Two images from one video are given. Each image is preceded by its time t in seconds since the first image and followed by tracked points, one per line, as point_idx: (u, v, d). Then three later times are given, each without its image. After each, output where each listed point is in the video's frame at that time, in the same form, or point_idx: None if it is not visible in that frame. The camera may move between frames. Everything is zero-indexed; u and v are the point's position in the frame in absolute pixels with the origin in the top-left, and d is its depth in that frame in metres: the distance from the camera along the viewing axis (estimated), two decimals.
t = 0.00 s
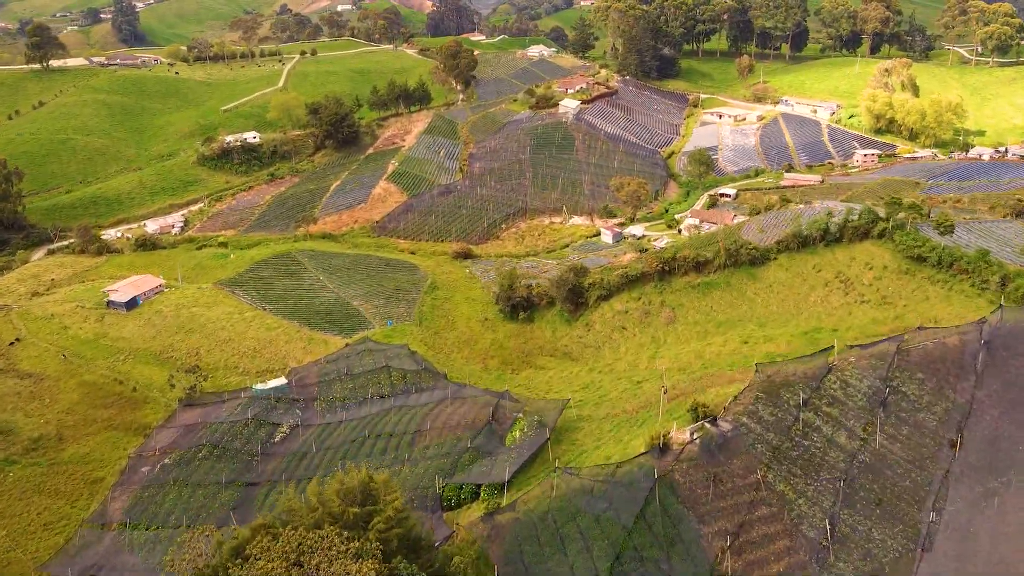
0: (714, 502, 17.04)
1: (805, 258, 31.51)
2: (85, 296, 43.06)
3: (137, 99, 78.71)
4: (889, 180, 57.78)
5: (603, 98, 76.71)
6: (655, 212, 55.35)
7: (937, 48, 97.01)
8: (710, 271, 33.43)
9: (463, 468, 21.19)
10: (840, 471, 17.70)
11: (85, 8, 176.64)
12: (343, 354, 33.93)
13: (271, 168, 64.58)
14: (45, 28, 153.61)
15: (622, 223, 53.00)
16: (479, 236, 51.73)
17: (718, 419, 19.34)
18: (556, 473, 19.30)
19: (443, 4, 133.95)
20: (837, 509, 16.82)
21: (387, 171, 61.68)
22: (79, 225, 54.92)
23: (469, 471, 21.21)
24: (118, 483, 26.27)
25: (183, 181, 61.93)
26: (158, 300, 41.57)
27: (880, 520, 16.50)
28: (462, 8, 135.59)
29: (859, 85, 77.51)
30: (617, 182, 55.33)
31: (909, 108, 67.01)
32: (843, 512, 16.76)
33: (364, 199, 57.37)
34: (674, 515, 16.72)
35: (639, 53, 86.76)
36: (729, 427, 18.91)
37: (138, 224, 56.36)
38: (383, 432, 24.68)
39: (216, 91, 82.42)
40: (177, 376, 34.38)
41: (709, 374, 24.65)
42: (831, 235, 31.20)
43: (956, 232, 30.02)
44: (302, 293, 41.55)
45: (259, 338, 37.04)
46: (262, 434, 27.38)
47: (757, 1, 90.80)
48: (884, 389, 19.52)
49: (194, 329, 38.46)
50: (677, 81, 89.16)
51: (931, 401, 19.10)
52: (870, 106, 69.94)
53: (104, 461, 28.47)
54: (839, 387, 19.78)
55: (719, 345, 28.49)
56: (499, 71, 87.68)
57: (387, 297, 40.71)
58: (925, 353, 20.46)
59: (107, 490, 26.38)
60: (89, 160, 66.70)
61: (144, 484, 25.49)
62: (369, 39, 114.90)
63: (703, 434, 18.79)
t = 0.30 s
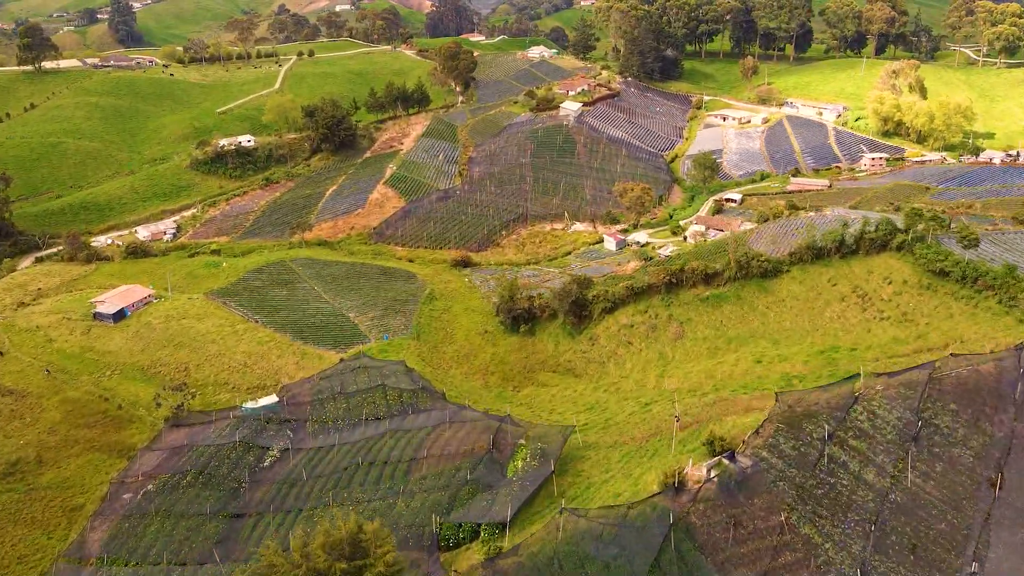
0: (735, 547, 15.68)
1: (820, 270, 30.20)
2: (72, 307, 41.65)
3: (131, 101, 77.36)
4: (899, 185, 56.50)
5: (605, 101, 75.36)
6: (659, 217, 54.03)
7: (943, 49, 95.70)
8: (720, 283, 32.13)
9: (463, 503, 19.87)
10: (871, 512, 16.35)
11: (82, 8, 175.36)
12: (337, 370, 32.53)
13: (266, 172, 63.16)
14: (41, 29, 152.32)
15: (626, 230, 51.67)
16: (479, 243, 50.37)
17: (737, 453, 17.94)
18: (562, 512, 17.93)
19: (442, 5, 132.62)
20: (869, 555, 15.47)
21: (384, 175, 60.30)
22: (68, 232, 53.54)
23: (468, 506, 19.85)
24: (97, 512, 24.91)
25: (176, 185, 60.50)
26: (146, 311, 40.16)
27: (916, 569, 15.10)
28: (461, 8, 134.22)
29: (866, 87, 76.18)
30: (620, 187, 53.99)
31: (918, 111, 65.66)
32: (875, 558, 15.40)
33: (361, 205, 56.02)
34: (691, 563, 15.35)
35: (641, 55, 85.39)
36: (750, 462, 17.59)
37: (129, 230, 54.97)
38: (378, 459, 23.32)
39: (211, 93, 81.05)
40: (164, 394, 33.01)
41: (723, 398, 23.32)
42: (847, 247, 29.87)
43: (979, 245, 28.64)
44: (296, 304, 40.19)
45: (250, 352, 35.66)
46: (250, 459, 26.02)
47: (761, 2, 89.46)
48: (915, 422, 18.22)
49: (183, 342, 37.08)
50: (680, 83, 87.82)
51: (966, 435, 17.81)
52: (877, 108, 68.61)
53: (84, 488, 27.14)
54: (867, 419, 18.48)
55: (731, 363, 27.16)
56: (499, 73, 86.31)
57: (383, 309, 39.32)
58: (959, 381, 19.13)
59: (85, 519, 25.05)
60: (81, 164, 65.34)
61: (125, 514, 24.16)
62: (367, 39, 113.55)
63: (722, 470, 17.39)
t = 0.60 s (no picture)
0: None
1: (836, 282, 28.97)
2: (57, 318, 40.24)
3: (124, 103, 75.96)
4: (909, 190, 55.15)
5: (607, 102, 74.01)
6: (664, 222, 52.70)
7: (949, 49, 94.38)
8: (730, 296, 30.88)
9: (462, 542, 18.56)
10: (905, 554, 14.73)
11: (78, 7, 173.72)
12: (330, 386, 31.08)
13: (260, 176, 61.74)
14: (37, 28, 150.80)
15: (630, 236, 50.33)
16: (478, 250, 48.98)
17: (759, 490, 16.92)
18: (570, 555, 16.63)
19: (442, 4, 131.24)
20: None
21: (382, 179, 58.91)
22: (56, 238, 52.11)
23: (466, 546, 18.50)
24: (74, 543, 23.55)
25: (168, 189, 59.05)
26: (134, 322, 38.75)
27: None
28: (460, 7, 132.91)
29: (872, 88, 74.94)
30: (623, 192, 52.65)
31: (927, 113, 64.34)
32: None
33: (357, 209, 54.65)
34: None
35: (643, 55, 84.11)
36: (772, 501, 16.40)
37: (120, 236, 53.57)
38: (370, 489, 21.92)
39: (206, 94, 79.66)
40: (150, 411, 31.62)
41: (738, 425, 21.99)
42: (864, 258, 28.65)
43: (1005, 258, 27.31)
44: (289, 315, 38.73)
45: (241, 366, 34.24)
46: (237, 484, 24.63)
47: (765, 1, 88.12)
48: (951, 457, 16.85)
49: (171, 355, 35.63)
50: (683, 84, 86.46)
51: (1007, 473, 16.37)
52: (885, 110, 67.29)
53: (63, 515, 25.83)
54: (898, 455, 17.18)
55: (744, 382, 25.80)
56: (499, 73, 84.95)
57: (380, 320, 37.90)
58: (996, 416, 17.86)
59: (63, 551, 23.75)
60: (72, 167, 63.90)
61: (104, 545, 22.82)
62: (365, 39, 112.18)
63: (742, 510, 16.43)
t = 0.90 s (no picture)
0: None
1: (854, 297, 27.76)
2: (43, 329, 38.86)
3: (118, 104, 74.64)
4: (920, 195, 53.82)
5: (610, 104, 72.71)
6: (669, 229, 51.44)
7: (957, 50, 93.06)
8: (742, 310, 29.63)
9: None
10: None
11: (77, 7, 172.31)
12: (323, 405, 29.73)
13: (256, 180, 60.41)
14: (34, 28, 149.25)
15: (634, 244, 49.03)
16: (479, 257, 47.61)
17: (785, 538, 15.78)
18: None
19: (442, 4, 129.86)
20: None
21: (380, 183, 57.59)
22: (45, 245, 50.75)
23: None
24: None
25: (162, 194, 57.69)
26: (122, 334, 37.39)
27: None
28: (461, 7, 131.51)
29: (880, 91, 73.59)
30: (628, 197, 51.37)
31: (936, 116, 63.02)
32: None
33: (355, 215, 53.34)
34: None
35: (647, 56, 82.47)
36: (801, 549, 15.08)
37: (111, 242, 52.25)
38: (362, 522, 20.57)
39: (202, 96, 78.36)
40: (136, 430, 30.31)
41: (756, 456, 20.70)
42: (884, 272, 27.46)
43: None
44: (282, 327, 37.38)
45: (232, 382, 32.89)
46: (224, 514, 23.31)
47: (770, 1, 86.84)
48: (995, 501, 15.51)
49: (160, 369, 34.30)
50: (687, 86, 85.17)
51: None
52: (893, 112, 65.96)
53: (43, 545, 24.59)
54: (937, 499, 15.84)
55: (759, 404, 24.49)
56: (500, 74, 83.64)
57: (376, 332, 36.55)
58: None
59: None
60: (64, 171, 62.54)
61: None
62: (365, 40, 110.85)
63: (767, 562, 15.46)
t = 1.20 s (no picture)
0: None
1: (875, 314, 26.50)
2: (29, 342, 37.52)
3: (113, 106, 73.34)
4: (932, 201, 52.53)
5: (614, 107, 71.43)
6: (675, 235, 50.16)
7: (965, 51, 91.78)
8: (756, 326, 28.34)
9: None
10: None
11: (75, 7, 171.21)
12: (316, 425, 28.38)
13: (253, 184, 59.12)
14: (32, 28, 148.25)
15: (639, 251, 47.75)
16: (480, 265, 46.25)
17: None
18: None
19: (442, 4, 128.54)
20: None
21: (379, 187, 56.32)
22: (35, 252, 49.44)
23: None
24: None
25: (155, 199, 56.38)
26: (110, 347, 36.08)
27: None
28: (462, 7, 130.12)
29: (889, 93, 72.31)
30: (633, 203, 50.05)
31: (947, 119, 61.73)
32: None
33: (353, 221, 52.03)
34: None
35: (651, 57, 80.96)
36: None
37: (103, 249, 50.90)
38: (355, 560, 19.21)
39: (199, 98, 77.08)
40: (121, 451, 28.95)
41: (778, 492, 19.41)
42: (906, 288, 26.25)
43: None
44: (276, 340, 36.02)
45: (223, 399, 31.58)
46: (210, 545, 22.01)
47: (775, 1, 85.48)
48: None
49: (148, 385, 32.97)
50: (691, 87, 83.86)
51: None
52: (903, 115, 64.68)
53: None
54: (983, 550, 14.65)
55: (777, 430, 23.19)
56: (502, 76, 82.33)
57: (374, 346, 35.19)
58: None
59: None
60: (56, 174, 61.23)
61: None
62: (364, 40, 109.50)
63: None
